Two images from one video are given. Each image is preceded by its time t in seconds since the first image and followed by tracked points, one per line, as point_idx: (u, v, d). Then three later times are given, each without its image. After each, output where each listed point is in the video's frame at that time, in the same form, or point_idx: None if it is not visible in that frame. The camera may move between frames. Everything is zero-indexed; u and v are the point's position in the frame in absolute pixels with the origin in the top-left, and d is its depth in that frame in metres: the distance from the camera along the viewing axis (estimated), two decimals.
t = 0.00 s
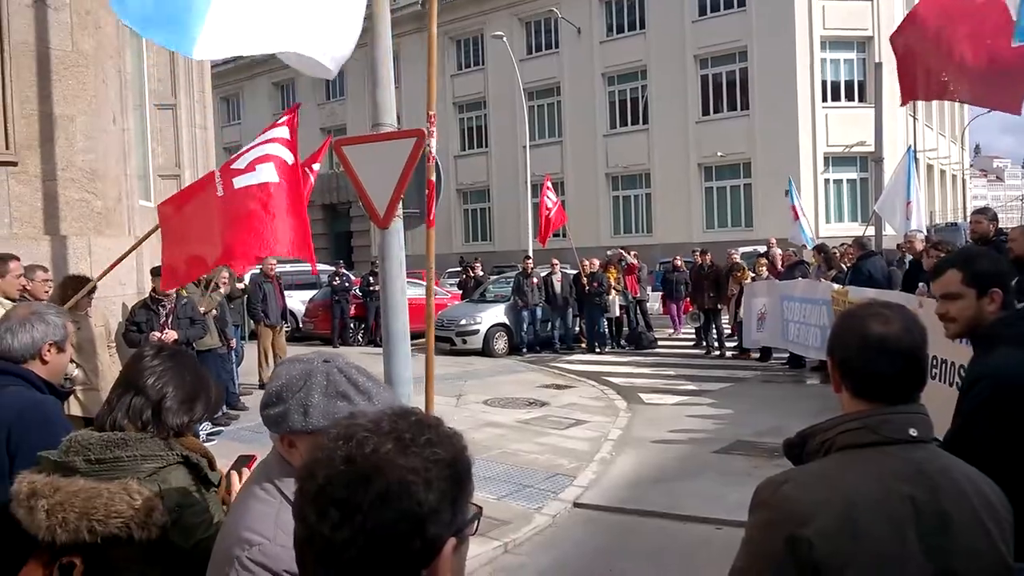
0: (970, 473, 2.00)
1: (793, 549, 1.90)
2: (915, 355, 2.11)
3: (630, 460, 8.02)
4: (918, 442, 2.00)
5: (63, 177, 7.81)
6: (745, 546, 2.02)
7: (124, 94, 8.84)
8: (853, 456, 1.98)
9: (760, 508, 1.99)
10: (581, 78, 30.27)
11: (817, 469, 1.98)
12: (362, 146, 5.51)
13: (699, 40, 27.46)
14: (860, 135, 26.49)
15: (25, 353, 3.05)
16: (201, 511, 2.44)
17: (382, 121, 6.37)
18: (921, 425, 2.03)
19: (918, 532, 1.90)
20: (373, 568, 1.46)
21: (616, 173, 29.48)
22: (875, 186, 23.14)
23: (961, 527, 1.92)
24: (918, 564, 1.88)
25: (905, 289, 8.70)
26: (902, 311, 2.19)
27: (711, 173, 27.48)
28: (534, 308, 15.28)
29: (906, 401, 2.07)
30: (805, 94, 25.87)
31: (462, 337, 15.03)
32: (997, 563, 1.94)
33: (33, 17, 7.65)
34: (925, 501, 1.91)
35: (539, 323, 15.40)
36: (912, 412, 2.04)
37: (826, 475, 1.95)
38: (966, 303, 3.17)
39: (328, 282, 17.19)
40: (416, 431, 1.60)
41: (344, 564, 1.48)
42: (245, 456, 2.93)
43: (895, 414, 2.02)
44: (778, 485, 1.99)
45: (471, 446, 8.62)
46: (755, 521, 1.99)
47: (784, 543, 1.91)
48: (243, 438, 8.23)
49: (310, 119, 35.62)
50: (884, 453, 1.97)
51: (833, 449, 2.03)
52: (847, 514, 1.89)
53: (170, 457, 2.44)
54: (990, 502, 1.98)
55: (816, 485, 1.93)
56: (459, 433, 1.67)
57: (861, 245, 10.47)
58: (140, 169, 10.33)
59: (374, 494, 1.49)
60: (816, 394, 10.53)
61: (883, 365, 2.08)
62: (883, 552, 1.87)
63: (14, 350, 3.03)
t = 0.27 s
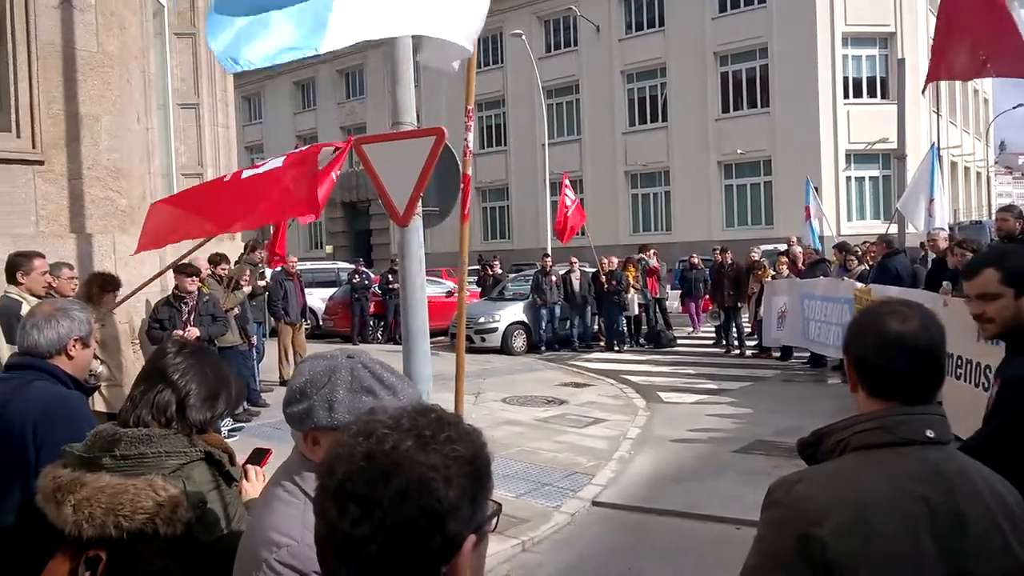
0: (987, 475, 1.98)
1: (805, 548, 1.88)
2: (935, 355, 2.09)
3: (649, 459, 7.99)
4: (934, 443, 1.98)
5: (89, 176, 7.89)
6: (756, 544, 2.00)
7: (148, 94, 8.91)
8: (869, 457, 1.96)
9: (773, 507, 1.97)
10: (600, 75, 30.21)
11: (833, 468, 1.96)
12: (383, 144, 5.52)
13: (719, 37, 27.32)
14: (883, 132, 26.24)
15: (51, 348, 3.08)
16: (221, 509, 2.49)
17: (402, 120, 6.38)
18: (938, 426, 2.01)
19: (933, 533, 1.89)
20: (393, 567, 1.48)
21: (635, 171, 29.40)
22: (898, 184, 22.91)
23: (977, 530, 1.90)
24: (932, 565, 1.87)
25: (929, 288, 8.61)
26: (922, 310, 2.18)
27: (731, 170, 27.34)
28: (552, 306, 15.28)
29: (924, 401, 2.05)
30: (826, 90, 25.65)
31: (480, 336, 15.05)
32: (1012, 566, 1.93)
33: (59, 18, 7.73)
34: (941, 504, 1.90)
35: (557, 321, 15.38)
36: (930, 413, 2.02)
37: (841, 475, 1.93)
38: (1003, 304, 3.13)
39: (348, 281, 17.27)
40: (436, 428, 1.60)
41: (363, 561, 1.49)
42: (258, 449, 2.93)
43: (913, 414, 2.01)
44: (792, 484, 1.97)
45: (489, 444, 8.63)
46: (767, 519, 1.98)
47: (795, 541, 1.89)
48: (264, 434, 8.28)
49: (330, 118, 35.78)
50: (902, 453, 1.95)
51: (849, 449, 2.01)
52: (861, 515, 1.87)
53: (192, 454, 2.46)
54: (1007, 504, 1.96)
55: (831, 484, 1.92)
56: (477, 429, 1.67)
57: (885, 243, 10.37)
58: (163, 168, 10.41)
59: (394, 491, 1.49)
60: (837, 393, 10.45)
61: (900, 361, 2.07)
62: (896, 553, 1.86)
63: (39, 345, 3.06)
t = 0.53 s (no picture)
0: (1014, 477, 1.95)
1: (829, 549, 1.86)
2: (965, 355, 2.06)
3: (671, 459, 7.96)
4: (963, 445, 1.95)
5: (116, 178, 7.97)
6: (776, 542, 1.98)
7: (174, 97, 8.99)
8: (893, 456, 1.93)
9: (796, 506, 1.95)
10: (620, 74, 30.16)
11: (857, 468, 1.93)
12: (404, 146, 5.53)
13: (741, 35, 27.19)
14: (908, 129, 25.95)
15: (78, 348, 3.10)
16: (243, 500, 2.49)
17: (423, 121, 6.39)
18: (966, 427, 1.98)
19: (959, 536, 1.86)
20: (417, 566, 1.47)
21: (655, 171, 29.31)
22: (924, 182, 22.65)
23: (1004, 534, 1.87)
24: (957, 568, 1.85)
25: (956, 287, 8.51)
26: (952, 309, 2.14)
27: (753, 169, 27.18)
28: (573, 306, 15.25)
29: (951, 401, 2.02)
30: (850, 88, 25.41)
31: (501, 335, 15.06)
32: None
33: (87, 23, 7.83)
34: (968, 506, 1.87)
35: (578, 321, 15.35)
36: (958, 415, 1.99)
37: (865, 475, 1.90)
38: None
39: (370, 281, 17.33)
40: (459, 427, 1.59)
41: (385, 557, 1.48)
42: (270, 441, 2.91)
43: (941, 415, 1.97)
44: (816, 482, 1.94)
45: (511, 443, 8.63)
46: (787, 517, 1.95)
47: (817, 540, 1.87)
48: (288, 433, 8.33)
49: (351, 119, 35.97)
50: (927, 454, 1.92)
51: (872, 449, 1.97)
52: (886, 517, 1.84)
53: (212, 446, 2.46)
54: None
55: (855, 483, 1.89)
56: (500, 427, 1.67)
57: (912, 242, 10.27)
58: (189, 170, 10.51)
59: (418, 488, 1.49)
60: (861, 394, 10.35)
61: (926, 364, 2.05)
62: (919, 555, 1.84)
63: (67, 344, 3.08)
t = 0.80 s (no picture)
0: None
1: (866, 552, 1.82)
2: (1007, 357, 2.02)
3: (695, 460, 7.90)
4: (1003, 448, 1.91)
5: (146, 179, 8.05)
6: (809, 545, 1.95)
7: (202, 98, 9.07)
8: (930, 459, 1.89)
9: (829, 509, 1.92)
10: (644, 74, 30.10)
11: (892, 470, 1.89)
12: (429, 145, 5.53)
13: (767, 32, 27.03)
14: (939, 126, 25.61)
15: (110, 346, 3.12)
16: (262, 489, 2.50)
17: (448, 121, 6.39)
18: (1005, 431, 1.94)
19: (998, 541, 1.82)
20: (441, 563, 1.46)
21: (680, 170, 29.19)
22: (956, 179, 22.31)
23: None
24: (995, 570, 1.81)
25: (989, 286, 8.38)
26: (992, 308, 2.10)
27: (780, 168, 26.97)
28: (597, 305, 15.20)
29: (991, 404, 1.99)
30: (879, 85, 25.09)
31: (524, 335, 15.05)
32: None
33: (117, 26, 7.92)
34: (1008, 510, 1.83)
35: (602, 321, 15.31)
36: (997, 417, 1.95)
37: (902, 477, 1.87)
38: None
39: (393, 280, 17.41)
40: (485, 424, 1.58)
41: (406, 552, 1.47)
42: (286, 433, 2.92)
43: (981, 417, 1.94)
44: (852, 485, 1.91)
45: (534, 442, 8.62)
46: (822, 521, 1.92)
47: (856, 545, 1.84)
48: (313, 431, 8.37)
49: (376, 119, 36.16)
50: (966, 456, 1.88)
51: (908, 451, 1.93)
52: (923, 520, 1.81)
53: (233, 437, 2.48)
54: None
55: (891, 485, 1.86)
56: (525, 424, 1.66)
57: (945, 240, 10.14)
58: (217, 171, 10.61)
59: (444, 485, 1.48)
60: (890, 395, 10.23)
61: (968, 369, 2.02)
62: (959, 561, 1.80)
63: (100, 343, 3.10)
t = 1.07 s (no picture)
0: None
1: (909, 561, 1.79)
2: None
3: (721, 460, 7.85)
4: None
5: (174, 178, 8.14)
6: (851, 555, 1.92)
7: (229, 98, 9.15)
8: (972, 466, 1.86)
9: (871, 518, 1.88)
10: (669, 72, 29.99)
11: (934, 477, 1.86)
12: (452, 144, 5.54)
13: (794, 28, 26.80)
14: (970, 124, 25.26)
15: (134, 342, 3.15)
16: (283, 482, 2.51)
17: (472, 120, 6.39)
18: None
19: None
20: (467, 562, 1.45)
21: (705, 168, 29.05)
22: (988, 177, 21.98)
23: None
24: None
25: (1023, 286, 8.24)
26: None
27: (806, 166, 26.74)
28: (621, 305, 15.13)
29: None
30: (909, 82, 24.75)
31: (548, 334, 15.04)
32: None
33: (146, 28, 8.00)
34: None
35: (626, 320, 15.26)
36: None
37: (944, 484, 1.83)
38: None
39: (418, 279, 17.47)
40: (510, 421, 1.58)
41: (428, 549, 1.48)
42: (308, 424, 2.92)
43: None
44: (892, 493, 1.88)
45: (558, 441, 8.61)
46: (864, 528, 1.88)
47: (897, 552, 1.80)
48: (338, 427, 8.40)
49: (400, 119, 36.32)
50: (1009, 461, 1.85)
51: (950, 457, 1.90)
52: (967, 528, 1.77)
53: (252, 433, 2.49)
54: None
55: (933, 492, 1.83)
56: (550, 420, 1.65)
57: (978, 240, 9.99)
58: (243, 171, 10.68)
59: (469, 483, 1.48)
60: (920, 396, 10.09)
61: (1005, 373, 1.99)
62: (1005, 570, 1.76)
63: (124, 338, 3.15)
